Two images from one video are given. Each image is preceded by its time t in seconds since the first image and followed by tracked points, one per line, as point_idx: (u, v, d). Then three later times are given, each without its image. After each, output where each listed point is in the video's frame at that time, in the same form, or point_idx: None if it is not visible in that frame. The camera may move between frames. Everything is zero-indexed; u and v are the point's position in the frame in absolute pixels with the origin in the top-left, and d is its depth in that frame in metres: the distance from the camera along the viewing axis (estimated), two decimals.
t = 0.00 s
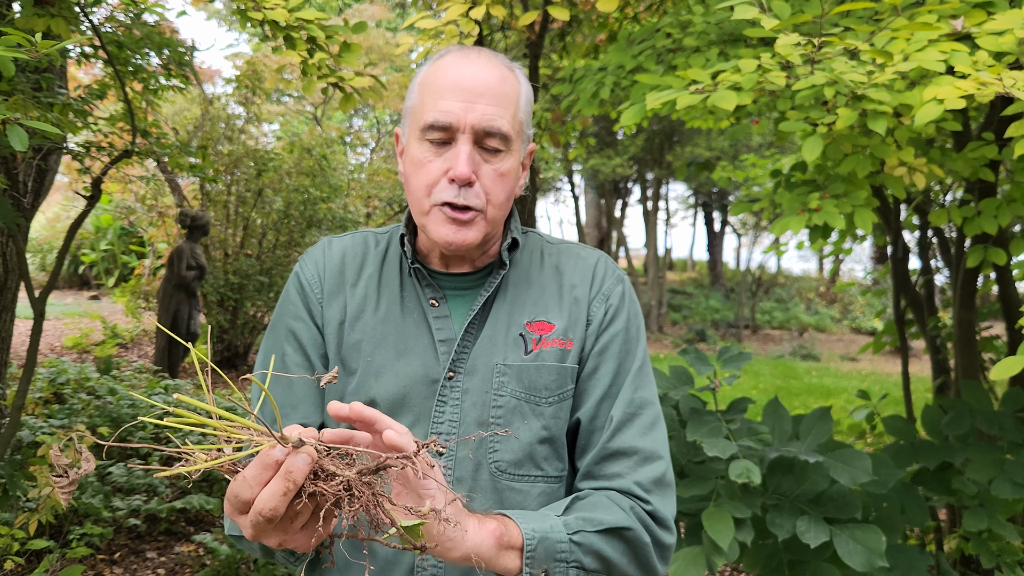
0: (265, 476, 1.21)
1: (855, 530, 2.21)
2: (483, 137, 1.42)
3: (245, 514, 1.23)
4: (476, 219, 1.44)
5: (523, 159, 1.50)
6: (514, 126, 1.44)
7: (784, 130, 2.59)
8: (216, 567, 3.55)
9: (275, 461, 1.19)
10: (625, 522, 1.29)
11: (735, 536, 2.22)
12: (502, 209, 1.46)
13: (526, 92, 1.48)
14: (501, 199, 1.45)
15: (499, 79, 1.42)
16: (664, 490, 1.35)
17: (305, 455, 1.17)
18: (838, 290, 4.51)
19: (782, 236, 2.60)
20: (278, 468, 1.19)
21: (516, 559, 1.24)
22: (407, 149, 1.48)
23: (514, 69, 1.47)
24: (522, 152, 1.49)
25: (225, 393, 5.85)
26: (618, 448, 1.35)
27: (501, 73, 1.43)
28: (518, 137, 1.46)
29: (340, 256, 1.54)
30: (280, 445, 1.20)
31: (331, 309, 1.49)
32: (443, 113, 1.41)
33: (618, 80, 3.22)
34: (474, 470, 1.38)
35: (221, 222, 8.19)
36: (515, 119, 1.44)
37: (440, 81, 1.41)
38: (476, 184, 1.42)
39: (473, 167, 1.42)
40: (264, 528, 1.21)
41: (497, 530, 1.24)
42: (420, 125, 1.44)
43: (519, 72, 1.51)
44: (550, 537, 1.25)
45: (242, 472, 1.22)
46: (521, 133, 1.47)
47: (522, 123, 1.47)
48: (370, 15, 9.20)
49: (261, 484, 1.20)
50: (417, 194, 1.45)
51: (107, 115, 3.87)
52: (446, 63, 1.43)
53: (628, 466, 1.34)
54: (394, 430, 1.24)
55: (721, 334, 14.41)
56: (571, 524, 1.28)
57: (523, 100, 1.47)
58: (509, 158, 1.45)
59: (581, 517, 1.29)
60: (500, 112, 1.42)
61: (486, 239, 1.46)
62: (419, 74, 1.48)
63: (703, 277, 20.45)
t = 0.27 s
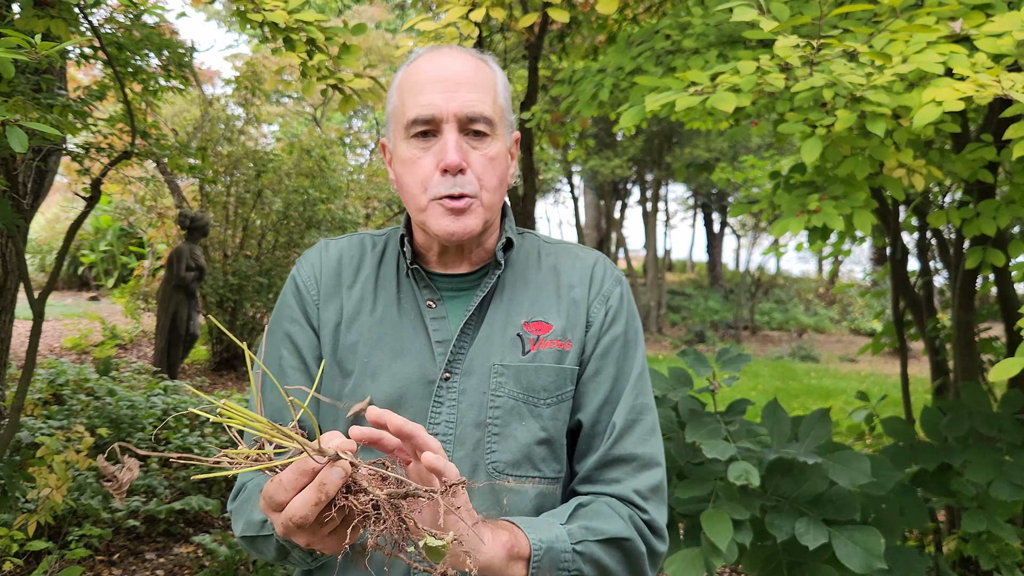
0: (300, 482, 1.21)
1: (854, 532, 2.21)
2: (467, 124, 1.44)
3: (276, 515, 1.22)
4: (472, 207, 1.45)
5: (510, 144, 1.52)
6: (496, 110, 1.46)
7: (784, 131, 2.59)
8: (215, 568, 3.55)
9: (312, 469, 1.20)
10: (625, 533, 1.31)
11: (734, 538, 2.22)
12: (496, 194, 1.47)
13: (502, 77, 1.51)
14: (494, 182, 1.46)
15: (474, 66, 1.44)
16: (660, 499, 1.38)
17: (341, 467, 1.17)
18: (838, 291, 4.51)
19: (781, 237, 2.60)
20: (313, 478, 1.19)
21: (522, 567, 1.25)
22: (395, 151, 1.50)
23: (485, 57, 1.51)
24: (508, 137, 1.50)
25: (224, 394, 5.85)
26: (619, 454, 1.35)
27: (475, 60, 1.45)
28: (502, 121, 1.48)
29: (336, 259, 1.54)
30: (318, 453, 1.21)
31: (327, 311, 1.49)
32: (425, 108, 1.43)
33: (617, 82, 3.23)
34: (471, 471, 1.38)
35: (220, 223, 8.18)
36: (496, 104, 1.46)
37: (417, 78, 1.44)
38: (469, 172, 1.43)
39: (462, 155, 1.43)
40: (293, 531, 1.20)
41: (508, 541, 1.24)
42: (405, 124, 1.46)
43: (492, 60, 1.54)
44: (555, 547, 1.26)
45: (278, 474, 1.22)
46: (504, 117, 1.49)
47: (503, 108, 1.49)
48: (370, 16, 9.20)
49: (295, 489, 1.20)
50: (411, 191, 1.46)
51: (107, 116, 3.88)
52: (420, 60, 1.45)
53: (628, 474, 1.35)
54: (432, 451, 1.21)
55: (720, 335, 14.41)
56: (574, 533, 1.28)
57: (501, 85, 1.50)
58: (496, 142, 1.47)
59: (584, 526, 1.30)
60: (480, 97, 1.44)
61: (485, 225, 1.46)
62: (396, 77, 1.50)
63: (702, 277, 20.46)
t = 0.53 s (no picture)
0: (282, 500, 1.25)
1: (853, 533, 2.21)
2: (453, 122, 1.44)
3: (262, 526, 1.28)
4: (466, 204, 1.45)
5: (496, 140, 1.52)
6: (479, 105, 1.47)
7: (782, 133, 2.60)
8: (215, 568, 3.55)
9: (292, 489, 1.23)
10: (622, 531, 1.31)
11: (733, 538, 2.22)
12: (489, 190, 1.48)
13: (481, 74, 1.52)
14: (485, 177, 1.46)
15: (451, 64, 1.45)
16: (657, 499, 1.38)
17: (318, 491, 1.20)
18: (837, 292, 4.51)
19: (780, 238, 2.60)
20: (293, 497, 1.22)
21: (518, 563, 1.25)
22: (383, 156, 1.50)
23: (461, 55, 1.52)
24: (493, 132, 1.51)
25: (224, 395, 5.85)
26: (616, 455, 1.35)
27: (451, 58, 1.46)
28: (486, 117, 1.49)
29: (330, 261, 1.55)
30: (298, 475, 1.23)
31: (320, 313, 1.50)
32: (408, 110, 1.44)
33: (616, 83, 3.23)
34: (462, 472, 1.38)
35: (220, 224, 8.19)
36: (478, 100, 1.47)
37: (398, 82, 1.45)
38: (459, 169, 1.43)
39: (451, 153, 1.44)
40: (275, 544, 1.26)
41: (504, 535, 1.24)
42: (390, 127, 1.46)
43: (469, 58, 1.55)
44: (552, 543, 1.26)
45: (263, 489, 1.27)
46: (488, 113, 1.49)
47: (486, 103, 1.49)
48: (370, 17, 9.21)
49: (276, 507, 1.24)
50: (404, 194, 1.46)
51: (107, 117, 3.88)
52: (399, 64, 1.46)
53: (625, 474, 1.35)
54: (415, 439, 1.14)
55: (720, 336, 14.42)
56: (571, 529, 1.28)
57: (480, 82, 1.51)
58: (482, 138, 1.48)
59: (582, 523, 1.30)
60: (462, 94, 1.44)
61: (480, 222, 1.46)
62: (376, 84, 1.51)
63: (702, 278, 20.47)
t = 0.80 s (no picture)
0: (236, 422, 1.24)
1: (855, 533, 2.21)
2: (431, 122, 1.45)
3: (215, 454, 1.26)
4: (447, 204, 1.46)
5: (478, 138, 1.52)
6: (457, 105, 1.47)
7: (783, 132, 2.60)
8: (216, 569, 3.55)
9: (248, 409, 1.22)
10: (620, 509, 1.26)
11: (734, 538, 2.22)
12: (469, 188, 1.48)
13: (462, 75, 1.52)
14: (465, 176, 1.46)
15: (427, 65, 1.46)
16: (657, 492, 1.33)
17: (275, 407, 1.21)
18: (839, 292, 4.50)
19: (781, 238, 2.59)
20: (249, 416, 1.22)
21: (509, 520, 1.20)
22: (366, 160, 1.51)
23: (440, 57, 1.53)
24: (474, 131, 1.51)
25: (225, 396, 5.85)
26: (614, 449, 1.31)
27: (428, 60, 1.47)
28: (466, 116, 1.49)
29: (326, 266, 1.59)
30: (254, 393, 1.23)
31: (315, 316, 1.53)
32: (386, 113, 1.45)
33: (617, 83, 3.23)
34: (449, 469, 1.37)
35: (222, 224, 8.19)
36: (457, 100, 1.47)
37: (377, 86, 1.46)
38: (438, 168, 1.43)
39: (429, 153, 1.44)
40: (231, 469, 1.25)
41: (496, 485, 1.19)
42: (370, 131, 1.48)
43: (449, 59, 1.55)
44: (548, 506, 1.22)
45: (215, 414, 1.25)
46: (468, 112, 1.49)
47: (466, 103, 1.49)
48: (371, 18, 9.22)
49: (231, 428, 1.22)
50: (386, 196, 1.47)
51: (109, 118, 3.88)
52: (377, 69, 1.48)
53: (623, 465, 1.32)
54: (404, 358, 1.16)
55: (722, 336, 14.41)
56: (567, 499, 1.25)
57: (461, 82, 1.51)
58: (462, 137, 1.48)
59: (580, 496, 1.26)
60: (440, 95, 1.45)
61: (462, 221, 1.46)
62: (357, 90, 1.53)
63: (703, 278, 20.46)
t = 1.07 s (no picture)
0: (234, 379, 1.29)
1: (858, 534, 2.21)
2: (437, 125, 1.46)
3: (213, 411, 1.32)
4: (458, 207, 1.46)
5: (484, 143, 1.53)
6: (463, 108, 1.48)
7: (785, 134, 2.60)
8: (219, 570, 3.55)
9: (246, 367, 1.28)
10: (615, 501, 1.26)
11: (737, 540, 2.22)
12: (476, 193, 1.48)
13: (468, 80, 1.53)
14: (472, 179, 1.47)
15: (434, 71, 1.47)
16: (653, 494, 1.32)
17: (270, 366, 1.26)
18: (841, 292, 4.49)
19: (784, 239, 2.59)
20: (246, 374, 1.27)
21: (507, 497, 1.19)
22: (372, 165, 1.52)
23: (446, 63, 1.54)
24: (479, 135, 1.52)
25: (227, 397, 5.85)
26: (611, 449, 1.31)
27: (435, 66, 1.48)
28: (472, 120, 1.49)
29: (331, 268, 1.60)
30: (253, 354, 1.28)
31: (319, 317, 1.54)
32: (393, 116, 1.46)
33: (619, 84, 3.23)
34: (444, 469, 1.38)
35: (224, 226, 8.20)
36: (463, 103, 1.48)
37: (384, 90, 1.47)
38: (445, 170, 1.43)
39: (437, 155, 1.44)
40: (224, 427, 1.30)
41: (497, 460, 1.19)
42: (377, 135, 1.48)
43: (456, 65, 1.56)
44: (548, 490, 1.21)
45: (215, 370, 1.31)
46: (474, 117, 1.50)
47: (471, 107, 1.50)
48: (373, 19, 9.23)
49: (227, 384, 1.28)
50: (394, 200, 1.47)
51: (111, 120, 3.89)
52: (384, 76, 1.49)
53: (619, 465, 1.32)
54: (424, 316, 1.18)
55: (723, 337, 14.40)
56: (566, 485, 1.24)
57: (466, 87, 1.52)
58: (468, 141, 1.48)
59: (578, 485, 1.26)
60: (447, 99, 1.46)
61: (471, 223, 1.46)
62: (363, 96, 1.54)
63: (704, 279, 20.44)
